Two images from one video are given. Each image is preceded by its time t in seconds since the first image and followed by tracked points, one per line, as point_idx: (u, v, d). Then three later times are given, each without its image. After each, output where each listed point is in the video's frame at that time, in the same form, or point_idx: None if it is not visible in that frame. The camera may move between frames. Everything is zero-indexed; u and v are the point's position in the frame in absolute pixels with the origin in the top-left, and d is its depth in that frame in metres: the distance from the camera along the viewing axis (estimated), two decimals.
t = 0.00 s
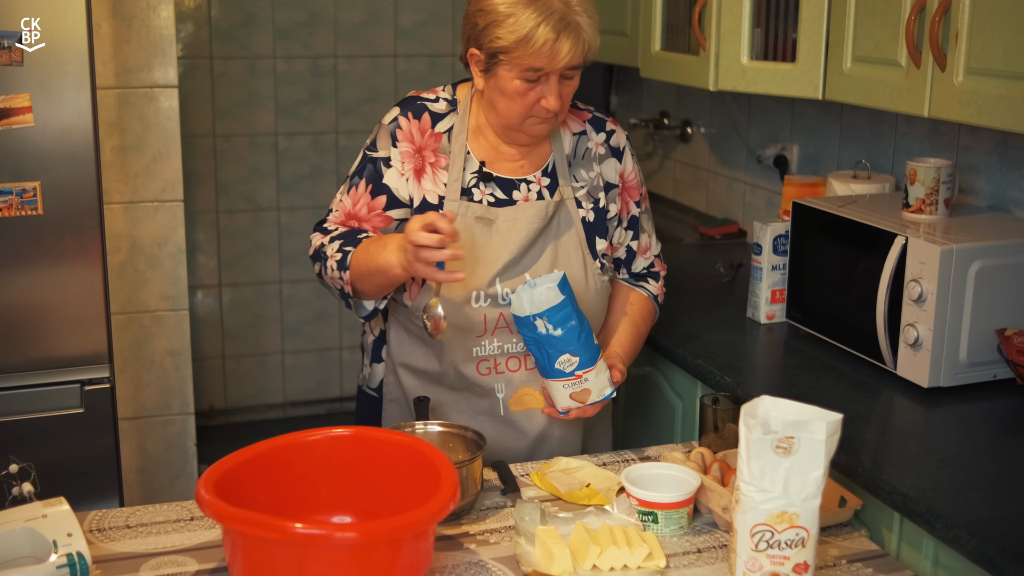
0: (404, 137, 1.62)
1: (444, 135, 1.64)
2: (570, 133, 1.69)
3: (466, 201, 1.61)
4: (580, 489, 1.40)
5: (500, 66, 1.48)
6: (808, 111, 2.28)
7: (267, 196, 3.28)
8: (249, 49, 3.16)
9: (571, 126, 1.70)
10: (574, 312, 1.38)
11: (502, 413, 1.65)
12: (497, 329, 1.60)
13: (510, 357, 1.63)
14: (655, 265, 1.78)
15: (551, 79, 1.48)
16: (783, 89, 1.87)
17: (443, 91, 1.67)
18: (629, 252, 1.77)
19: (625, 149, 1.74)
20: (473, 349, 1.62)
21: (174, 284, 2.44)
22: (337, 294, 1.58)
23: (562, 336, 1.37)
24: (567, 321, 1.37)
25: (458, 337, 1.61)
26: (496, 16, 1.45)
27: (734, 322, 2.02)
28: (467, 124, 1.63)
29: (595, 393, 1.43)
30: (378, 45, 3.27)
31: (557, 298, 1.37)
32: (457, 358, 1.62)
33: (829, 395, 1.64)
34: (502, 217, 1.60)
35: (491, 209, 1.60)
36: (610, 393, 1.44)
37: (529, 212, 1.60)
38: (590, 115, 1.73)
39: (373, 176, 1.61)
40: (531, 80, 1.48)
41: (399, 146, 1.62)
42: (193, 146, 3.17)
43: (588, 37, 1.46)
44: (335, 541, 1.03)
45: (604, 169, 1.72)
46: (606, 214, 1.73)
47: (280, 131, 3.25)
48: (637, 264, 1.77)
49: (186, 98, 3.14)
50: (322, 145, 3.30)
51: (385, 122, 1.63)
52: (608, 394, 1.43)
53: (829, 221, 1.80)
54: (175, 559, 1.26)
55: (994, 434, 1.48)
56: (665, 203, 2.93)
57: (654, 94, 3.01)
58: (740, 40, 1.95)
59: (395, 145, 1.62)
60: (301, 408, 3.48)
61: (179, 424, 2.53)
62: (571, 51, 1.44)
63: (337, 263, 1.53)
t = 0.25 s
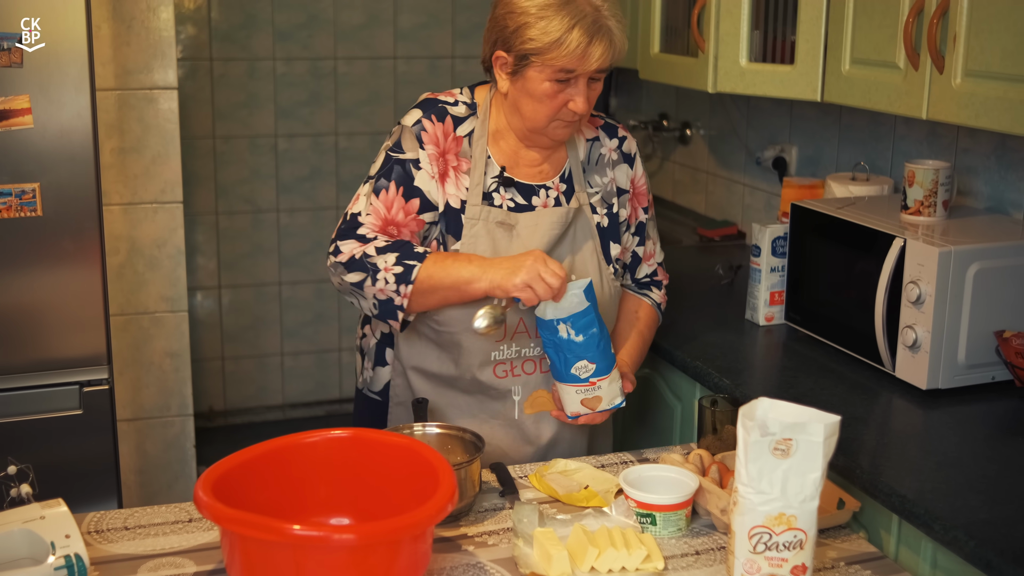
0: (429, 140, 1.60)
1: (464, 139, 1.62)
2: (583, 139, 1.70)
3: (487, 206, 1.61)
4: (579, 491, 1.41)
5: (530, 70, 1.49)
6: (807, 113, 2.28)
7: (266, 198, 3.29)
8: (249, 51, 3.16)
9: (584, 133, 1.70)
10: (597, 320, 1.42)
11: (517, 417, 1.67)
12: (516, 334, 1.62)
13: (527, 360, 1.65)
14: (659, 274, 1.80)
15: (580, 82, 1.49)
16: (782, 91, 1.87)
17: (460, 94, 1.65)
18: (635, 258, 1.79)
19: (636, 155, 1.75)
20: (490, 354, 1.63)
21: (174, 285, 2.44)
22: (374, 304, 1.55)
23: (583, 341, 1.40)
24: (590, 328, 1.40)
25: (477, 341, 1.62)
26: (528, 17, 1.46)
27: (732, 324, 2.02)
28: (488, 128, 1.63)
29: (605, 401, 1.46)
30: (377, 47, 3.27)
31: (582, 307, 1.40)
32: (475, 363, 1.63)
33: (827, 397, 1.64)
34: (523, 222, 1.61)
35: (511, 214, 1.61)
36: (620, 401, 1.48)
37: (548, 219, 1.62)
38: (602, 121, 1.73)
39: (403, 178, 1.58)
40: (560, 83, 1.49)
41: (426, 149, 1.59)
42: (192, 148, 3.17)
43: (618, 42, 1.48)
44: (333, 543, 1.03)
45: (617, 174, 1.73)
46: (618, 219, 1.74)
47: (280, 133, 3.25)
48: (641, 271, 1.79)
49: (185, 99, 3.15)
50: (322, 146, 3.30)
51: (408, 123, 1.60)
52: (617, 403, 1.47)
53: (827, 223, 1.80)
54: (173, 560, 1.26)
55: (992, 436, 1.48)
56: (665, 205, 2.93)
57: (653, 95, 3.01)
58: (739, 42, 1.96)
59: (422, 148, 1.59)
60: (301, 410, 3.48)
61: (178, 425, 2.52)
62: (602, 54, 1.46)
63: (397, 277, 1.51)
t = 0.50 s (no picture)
0: (452, 143, 1.57)
1: (482, 143, 1.61)
2: (592, 144, 1.70)
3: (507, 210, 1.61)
4: (575, 495, 1.41)
5: (537, 68, 1.50)
6: (805, 116, 2.28)
7: (265, 202, 3.29)
8: (248, 55, 3.16)
9: (592, 137, 1.71)
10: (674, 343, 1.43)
11: (531, 421, 1.68)
12: (534, 338, 1.63)
13: (543, 365, 1.65)
14: (658, 281, 1.82)
15: (585, 79, 1.50)
16: (779, 94, 1.87)
17: (472, 99, 1.63)
18: (635, 262, 1.80)
19: (641, 158, 1.77)
20: (508, 359, 1.63)
21: (171, 289, 2.43)
22: (428, 317, 1.52)
23: (660, 361, 1.41)
24: (668, 350, 1.41)
25: (496, 346, 1.62)
26: (533, 13, 1.48)
27: (729, 328, 2.01)
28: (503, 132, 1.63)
29: (644, 423, 1.48)
30: (375, 51, 3.27)
31: (675, 332, 1.40)
32: (492, 367, 1.63)
33: (824, 401, 1.64)
34: (543, 227, 1.62)
35: (531, 219, 1.61)
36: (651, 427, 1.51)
37: (566, 224, 1.62)
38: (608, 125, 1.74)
39: (436, 182, 1.55)
40: (564, 80, 1.50)
41: (451, 152, 1.57)
42: (190, 152, 3.17)
43: (623, 40, 1.49)
44: (327, 547, 1.02)
45: (625, 178, 1.74)
46: (626, 222, 1.76)
47: (278, 137, 3.25)
48: (639, 274, 1.81)
49: (184, 103, 3.15)
50: (320, 150, 3.30)
51: (429, 128, 1.57)
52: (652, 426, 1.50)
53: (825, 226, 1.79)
54: (168, 564, 1.25)
55: (989, 440, 1.47)
56: (663, 209, 2.93)
57: (651, 99, 3.01)
58: (736, 46, 1.96)
59: (449, 151, 1.57)
60: (299, 414, 3.47)
61: (175, 429, 2.52)
62: (606, 50, 1.47)
63: (457, 288, 1.49)
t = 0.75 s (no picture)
0: (467, 151, 1.56)
1: (493, 150, 1.60)
2: (597, 150, 1.71)
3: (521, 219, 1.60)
4: (572, 500, 1.40)
5: (544, 70, 1.50)
6: (803, 121, 2.28)
7: (263, 207, 3.28)
8: (246, 59, 3.16)
9: (597, 143, 1.71)
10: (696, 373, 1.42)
11: (542, 428, 1.69)
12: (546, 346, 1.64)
13: (554, 372, 1.66)
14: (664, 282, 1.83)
15: (591, 81, 1.50)
16: (777, 99, 1.87)
17: (482, 106, 1.63)
18: (643, 264, 1.82)
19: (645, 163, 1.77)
20: (521, 366, 1.64)
21: (169, 294, 2.43)
22: (445, 333, 1.52)
23: (686, 390, 1.40)
24: (692, 378, 1.40)
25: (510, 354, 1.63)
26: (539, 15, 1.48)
27: (727, 333, 2.01)
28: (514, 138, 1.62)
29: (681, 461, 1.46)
30: (374, 56, 3.27)
31: (694, 356, 1.39)
32: (505, 375, 1.64)
33: (822, 406, 1.63)
34: (555, 235, 1.62)
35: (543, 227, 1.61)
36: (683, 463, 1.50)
37: (578, 230, 1.63)
38: (613, 131, 1.75)
39: (453, 191, 1.53)
40: (571, 82, 1.50)
41: (466, 161, 1.55)
42: (189, 156, 3.17)
43: (629, 40, 1.49)
44: (324, 553, 1.02)
45: (630, 183, 1.75)
46: (633, 228, 1.76)
47: (277, 141, 3.25)
48: (647, 276, 1.82)
49: (182, 108, 3.15)
50: (319, 155, 3.30)
51: (443, 137, 1.55)
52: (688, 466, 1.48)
53: (824, 231, 1.79)
54: (164, 570, 1.25)
55: (987, 445, 1.47)
56: (662, 213, 2.93)
57: (649, 104, 3.01)
58: (734, 50, 1.96)
59: (464, 160, 1.55)
60: (297, 418, 3.47)
61: (173, 434, 2.52)
62: (612, 50, 1.47)
63: (482, 310, 1.49)
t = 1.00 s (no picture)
0: (475, 157, 1.55)
1: (502, 158, 1.59)
2: (602, 156, 1.71)
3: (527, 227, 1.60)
4: (570, 504, 1.40)
5: (552, 73, 1.50)
6: (802, 124, 2.28)
7: (262, 210, 3.28)
8: (245, 62, 3.16)
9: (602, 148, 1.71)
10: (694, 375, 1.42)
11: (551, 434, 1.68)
12: (556, 354, 1.63)
13: (563, 380, 1.65)
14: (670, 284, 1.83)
15: (599, 83, 1.50)
16: (775, 102, 1.87)
17: (489, 113, 1.61)
18: (649, 265, 1.83)
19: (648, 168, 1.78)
20: (531, 374, 1.63)
21: (167, 297, 2.43)
22: (437, 325, 1.47)
23: (683, 392, 1.40)
24: (690, 381, 1.41)
25: (520, 363, 1.61)
26: (547, 17, 1.48)
27: (726, 336, 2.01)
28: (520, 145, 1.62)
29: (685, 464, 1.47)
30: (373, 59, 3.28)
31: (690, 359, 1.40)
32: (515, 384, 1.62)
33: (820, 410, 1.63)
34: (563, 243, 1.61)
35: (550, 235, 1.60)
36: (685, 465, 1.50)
37: (586, 235, 1.62)
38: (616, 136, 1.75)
39: (456, 193, 1.51)
40: (579, 84, 1.50)
41: (474, 167, 1.54)
42: (188, 159, 3.17)
43: (635, 42, 1.50)
44: (320, 556, 1.02)
45: (634, 189, 1.75)
46: (637, 233, 1.77)
47: (276, 145, 3.25)
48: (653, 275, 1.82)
49: (182, 111, 3.15)
50: (318, 158, 3.31)
51: (452, 142, 1.54)
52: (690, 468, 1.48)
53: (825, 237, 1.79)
54: (161, 573, 1.25)
55: (985, 449, 1.47)
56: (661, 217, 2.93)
57: (649, 107, 3.01)
58: (733, 54, 1.96)
59: (472, 165, 1.54)
60: (296, 422, 3.47)
61: (171, 437, 2.52)
62: (619, 51, 1.47)
63: (467, 293, 1.43)
